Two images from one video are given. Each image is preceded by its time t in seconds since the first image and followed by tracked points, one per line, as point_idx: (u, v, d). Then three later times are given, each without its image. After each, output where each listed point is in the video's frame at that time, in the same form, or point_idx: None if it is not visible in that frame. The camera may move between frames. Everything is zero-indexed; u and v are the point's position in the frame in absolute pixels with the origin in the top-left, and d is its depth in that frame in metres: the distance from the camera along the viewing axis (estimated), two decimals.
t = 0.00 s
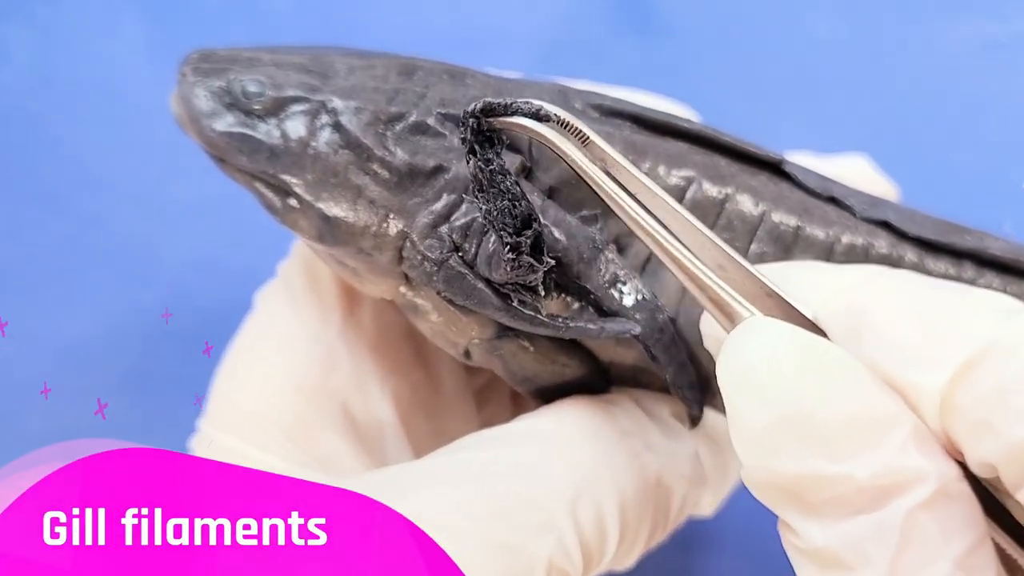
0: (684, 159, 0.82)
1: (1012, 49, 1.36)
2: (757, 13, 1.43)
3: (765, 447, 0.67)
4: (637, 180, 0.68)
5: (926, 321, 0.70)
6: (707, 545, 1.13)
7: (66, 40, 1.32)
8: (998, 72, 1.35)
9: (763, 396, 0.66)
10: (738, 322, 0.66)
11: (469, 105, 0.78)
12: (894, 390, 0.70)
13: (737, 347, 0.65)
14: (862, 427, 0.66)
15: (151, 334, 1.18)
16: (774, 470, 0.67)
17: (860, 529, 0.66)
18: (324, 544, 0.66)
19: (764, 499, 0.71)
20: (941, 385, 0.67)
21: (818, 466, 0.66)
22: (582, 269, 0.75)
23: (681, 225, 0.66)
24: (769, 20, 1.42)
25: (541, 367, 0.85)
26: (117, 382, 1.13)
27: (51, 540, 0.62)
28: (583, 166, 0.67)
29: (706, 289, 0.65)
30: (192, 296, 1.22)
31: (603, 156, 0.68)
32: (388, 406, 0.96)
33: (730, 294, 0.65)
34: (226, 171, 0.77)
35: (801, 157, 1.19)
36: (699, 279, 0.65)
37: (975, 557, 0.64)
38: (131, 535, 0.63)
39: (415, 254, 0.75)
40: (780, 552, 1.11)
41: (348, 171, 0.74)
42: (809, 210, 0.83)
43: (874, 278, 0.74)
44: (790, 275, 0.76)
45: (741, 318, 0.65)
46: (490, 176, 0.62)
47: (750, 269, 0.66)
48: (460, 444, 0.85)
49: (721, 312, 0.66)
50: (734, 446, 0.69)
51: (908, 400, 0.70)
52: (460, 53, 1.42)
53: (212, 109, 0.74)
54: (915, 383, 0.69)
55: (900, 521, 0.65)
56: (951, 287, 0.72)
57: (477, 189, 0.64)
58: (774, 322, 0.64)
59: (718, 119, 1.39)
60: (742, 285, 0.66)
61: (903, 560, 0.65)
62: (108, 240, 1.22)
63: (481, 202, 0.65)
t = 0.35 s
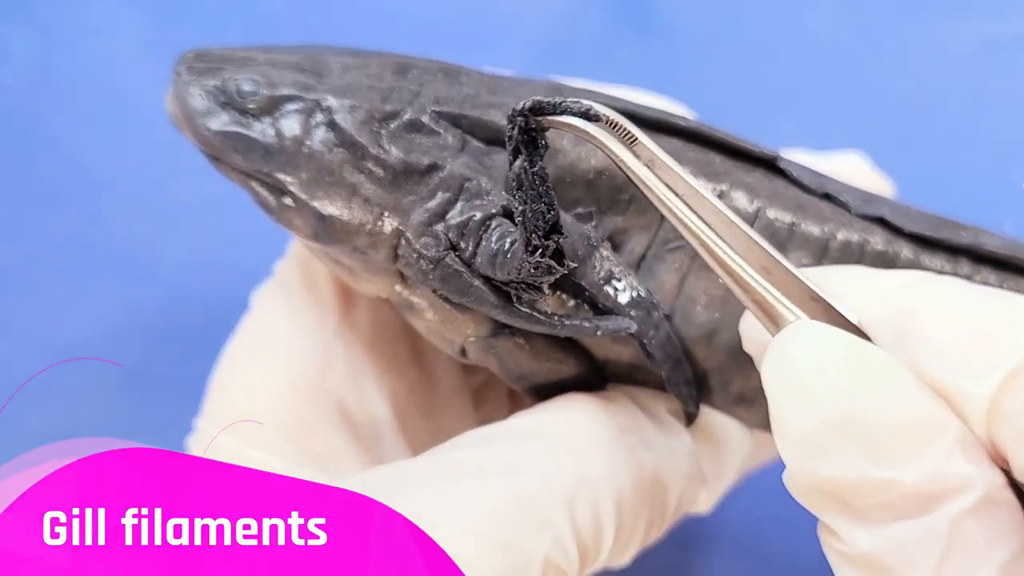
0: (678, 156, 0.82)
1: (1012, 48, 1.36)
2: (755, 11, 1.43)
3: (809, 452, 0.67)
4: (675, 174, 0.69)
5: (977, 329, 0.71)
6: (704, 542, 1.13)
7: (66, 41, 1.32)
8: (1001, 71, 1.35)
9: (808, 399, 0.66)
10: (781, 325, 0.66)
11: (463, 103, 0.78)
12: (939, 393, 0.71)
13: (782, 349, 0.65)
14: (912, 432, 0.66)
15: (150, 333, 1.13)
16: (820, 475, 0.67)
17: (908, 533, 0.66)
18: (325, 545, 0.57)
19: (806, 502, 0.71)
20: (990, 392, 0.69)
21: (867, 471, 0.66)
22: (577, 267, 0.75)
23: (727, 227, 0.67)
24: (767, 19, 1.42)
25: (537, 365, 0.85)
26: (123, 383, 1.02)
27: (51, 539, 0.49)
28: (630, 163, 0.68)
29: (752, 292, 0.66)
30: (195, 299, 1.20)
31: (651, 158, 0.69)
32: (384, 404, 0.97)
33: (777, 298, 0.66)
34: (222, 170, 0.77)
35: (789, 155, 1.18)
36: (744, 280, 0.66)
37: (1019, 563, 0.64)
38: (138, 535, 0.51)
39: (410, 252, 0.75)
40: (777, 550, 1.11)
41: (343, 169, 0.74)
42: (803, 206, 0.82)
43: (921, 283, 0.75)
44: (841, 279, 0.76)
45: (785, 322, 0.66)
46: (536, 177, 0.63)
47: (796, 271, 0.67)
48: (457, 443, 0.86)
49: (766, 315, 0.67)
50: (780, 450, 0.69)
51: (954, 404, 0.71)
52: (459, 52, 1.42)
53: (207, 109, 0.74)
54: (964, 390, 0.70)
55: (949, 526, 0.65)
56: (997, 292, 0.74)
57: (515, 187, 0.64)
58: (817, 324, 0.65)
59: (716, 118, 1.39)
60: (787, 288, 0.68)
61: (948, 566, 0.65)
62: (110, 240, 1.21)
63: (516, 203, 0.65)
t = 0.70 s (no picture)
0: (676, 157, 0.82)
1: (1013, 48, 1.35)
2: (756, 11, 1.43)
3: (816, 443, 0.66)
4: (685, 167, 0.67)
5: (982, 323, 0.71)
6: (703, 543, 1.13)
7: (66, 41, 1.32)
8: (1002, 71, 1.35)
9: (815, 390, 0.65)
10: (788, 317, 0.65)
11: (460, 104, 0.78)
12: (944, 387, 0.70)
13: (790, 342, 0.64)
14: (918, 423, 0.65)
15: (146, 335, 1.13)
16: (826, 466, 0.66)
17: (911, 524, 0.66)
18: (326, 546, 0.49)
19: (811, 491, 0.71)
20: (996, 383, 0.68)
21: (873, 462, 0.65)
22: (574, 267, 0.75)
23: (733, 220, 0.66)
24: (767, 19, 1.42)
25: (535, 365, 0.85)
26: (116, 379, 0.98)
27: (51, 539, 0.44)
28: (636, 151, 0.66)
29: (760, 283, 0.65)
30: (193, 300, 1.20)
31: (659, 149, 0.67)
32: (382, 405, 0.97)
33: (783, 289, 0.65)
34: (219, 171, 0.77)
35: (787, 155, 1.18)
36: (752, 272, 0.65)
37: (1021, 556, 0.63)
38: (137, 536, 0.45)
39: (407, 253, 0.75)
40: (776, 550, 1.11)
41: (339, 170, 0.74)
42: (801, 206, 0.82)
43: (926, 278, 0.74)
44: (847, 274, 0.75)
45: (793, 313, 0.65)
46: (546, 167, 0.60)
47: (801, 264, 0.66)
48: (454, 444, 0.86)
49: (772, 306, 0.66)
50: (786, 442, 0.68)
51: (959, 399, 0.70)
52: (459, 52, 1.42)
53: (204, 109, 0.74)
54: (969, 382, 0.69)
55: (953, 516, 0.64)
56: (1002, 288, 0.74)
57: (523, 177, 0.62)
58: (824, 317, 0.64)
59: (715, 118, 1.39)
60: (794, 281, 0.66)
61: (952, 558, 0.64)
62: (109, 240, 1.22)
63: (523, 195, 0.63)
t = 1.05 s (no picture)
0: (675, 158, 0.82)
1: (1013, 48, 1.35)
2: (757, 11, 1.43)
3: (794, 457, 0.66)
4: (658, 179, 0.67)
5: (961, 334, 0.70)
6: (703, 544, 1.13)
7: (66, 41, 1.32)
8: (1003, 72, 1.35)
9: (794, 402, 0.65)
10: (766, 331, 0.65)
11: (460, 105, 0.78)
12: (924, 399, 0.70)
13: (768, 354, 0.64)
14: (897, 436, 0.65)
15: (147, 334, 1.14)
16: (803, 480, 0.66)
17: (889, 537, 0.66)
18: (326, 546, 0.47)
19: (790, 504, 0.71)
20: (974, 398, 0.67)
21: (851, 477, 0.65)
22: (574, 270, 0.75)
23: (709, 232, 0.65)
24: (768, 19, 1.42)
25: (534, 366, 0.85)
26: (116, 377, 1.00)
27: (50, 540, 0.43)
28: (609, 165, 0.67)
29: (736, 296, 0.65)
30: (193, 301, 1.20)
31: (633, 163, 0.67)
32: (381, 405, 0.97)
33: (760, 303, 0.65)
34: (218, 172, 0.77)
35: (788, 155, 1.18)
36: (728, 285, 0.64)
37: (1004, 566, 0.63)
38: (137, 536, 0.44)
39: (406, 255, 0.75)
40: (776, 552, 1.11)
41: (339, 171, 0.74)
42: (800, 208, 0.83)
43: (906, 288, 0.74)
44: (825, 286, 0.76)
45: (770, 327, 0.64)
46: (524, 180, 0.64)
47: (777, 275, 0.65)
48: (454, 445, 0.86)
49: (749, 319, 0.65)
50: (764, 455, 0.68)
51: (938, 410, 0.70)
52: (460, 52, 1.42)
53: (203, 110, 0.74)
54: (948, 394, 0.69)
55: (930, 529, 0.64)
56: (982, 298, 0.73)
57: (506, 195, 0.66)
58: (803, 330, 0.63)
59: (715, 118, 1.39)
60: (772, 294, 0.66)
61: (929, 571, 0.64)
62: (109, 240, 1.22)
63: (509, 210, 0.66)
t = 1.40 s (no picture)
0: (679, 159, 0.82)
1: (1012, 48, 1.36)
2: (758, 12, 1.43)
3: (733, 500, 0.64)
4: (588, 217, 0.64)
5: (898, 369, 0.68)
6: (704, 545, 1.13)
7: (67, 41, 1.32)
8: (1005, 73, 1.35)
9: (730, 444, 0.62)
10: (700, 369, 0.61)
11: (464, 107, 0.78)
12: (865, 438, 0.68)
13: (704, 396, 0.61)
14: (835, 477, 0.63)
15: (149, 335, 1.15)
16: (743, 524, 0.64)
17: None
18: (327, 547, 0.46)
19: (732, 549, 0.67)
20: (917, 436, 0.65)
21: (789, 520, 0.63)
22: (576, 271, 0.76)
23: (644, 269, 0.62)
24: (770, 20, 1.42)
25: (536, 367, 0.85)
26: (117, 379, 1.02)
27: (51, 540, 0.42)
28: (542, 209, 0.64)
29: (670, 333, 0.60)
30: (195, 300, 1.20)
31: (562, 200, 0.65)
32: (384, 405, 0.97)
33: (696, 339, 0.60)
34: (221, 173, 0.77)
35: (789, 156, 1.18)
36: (662, 324, 0.59)
37: None
38: (137, 536, 0.42)
39: (409, 256, 0.75)
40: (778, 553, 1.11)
41: (343, 173, 0.74)
42: (803, 209, 0.83)
43: (846, 319, 0.72)
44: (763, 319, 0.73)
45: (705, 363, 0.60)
46: (467, 211, 0.67)
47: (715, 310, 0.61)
48: (456, 445, 0.85)
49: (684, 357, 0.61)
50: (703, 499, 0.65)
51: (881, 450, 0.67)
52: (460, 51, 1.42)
53: (207, 111, 0.74)
54: (886, 433, 0.66)
55: None
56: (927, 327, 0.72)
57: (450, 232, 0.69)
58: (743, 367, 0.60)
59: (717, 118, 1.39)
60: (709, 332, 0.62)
61: None
62: (109, 241, 1.21)
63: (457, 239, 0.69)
